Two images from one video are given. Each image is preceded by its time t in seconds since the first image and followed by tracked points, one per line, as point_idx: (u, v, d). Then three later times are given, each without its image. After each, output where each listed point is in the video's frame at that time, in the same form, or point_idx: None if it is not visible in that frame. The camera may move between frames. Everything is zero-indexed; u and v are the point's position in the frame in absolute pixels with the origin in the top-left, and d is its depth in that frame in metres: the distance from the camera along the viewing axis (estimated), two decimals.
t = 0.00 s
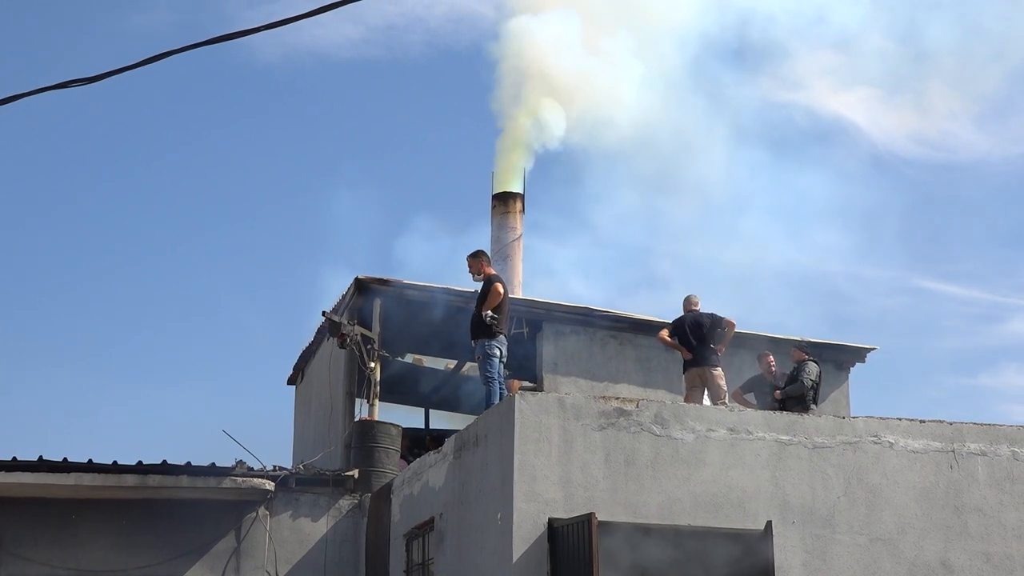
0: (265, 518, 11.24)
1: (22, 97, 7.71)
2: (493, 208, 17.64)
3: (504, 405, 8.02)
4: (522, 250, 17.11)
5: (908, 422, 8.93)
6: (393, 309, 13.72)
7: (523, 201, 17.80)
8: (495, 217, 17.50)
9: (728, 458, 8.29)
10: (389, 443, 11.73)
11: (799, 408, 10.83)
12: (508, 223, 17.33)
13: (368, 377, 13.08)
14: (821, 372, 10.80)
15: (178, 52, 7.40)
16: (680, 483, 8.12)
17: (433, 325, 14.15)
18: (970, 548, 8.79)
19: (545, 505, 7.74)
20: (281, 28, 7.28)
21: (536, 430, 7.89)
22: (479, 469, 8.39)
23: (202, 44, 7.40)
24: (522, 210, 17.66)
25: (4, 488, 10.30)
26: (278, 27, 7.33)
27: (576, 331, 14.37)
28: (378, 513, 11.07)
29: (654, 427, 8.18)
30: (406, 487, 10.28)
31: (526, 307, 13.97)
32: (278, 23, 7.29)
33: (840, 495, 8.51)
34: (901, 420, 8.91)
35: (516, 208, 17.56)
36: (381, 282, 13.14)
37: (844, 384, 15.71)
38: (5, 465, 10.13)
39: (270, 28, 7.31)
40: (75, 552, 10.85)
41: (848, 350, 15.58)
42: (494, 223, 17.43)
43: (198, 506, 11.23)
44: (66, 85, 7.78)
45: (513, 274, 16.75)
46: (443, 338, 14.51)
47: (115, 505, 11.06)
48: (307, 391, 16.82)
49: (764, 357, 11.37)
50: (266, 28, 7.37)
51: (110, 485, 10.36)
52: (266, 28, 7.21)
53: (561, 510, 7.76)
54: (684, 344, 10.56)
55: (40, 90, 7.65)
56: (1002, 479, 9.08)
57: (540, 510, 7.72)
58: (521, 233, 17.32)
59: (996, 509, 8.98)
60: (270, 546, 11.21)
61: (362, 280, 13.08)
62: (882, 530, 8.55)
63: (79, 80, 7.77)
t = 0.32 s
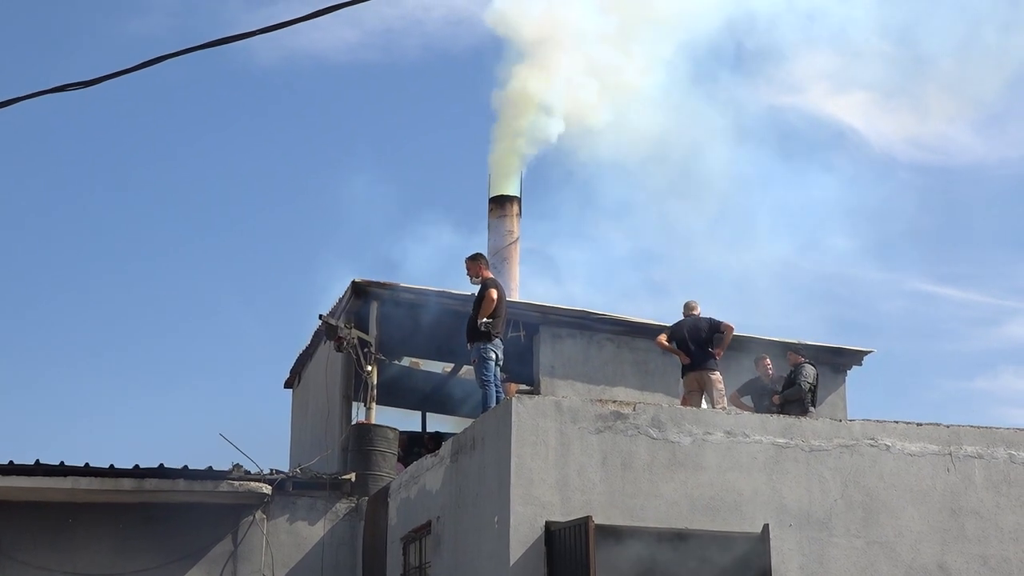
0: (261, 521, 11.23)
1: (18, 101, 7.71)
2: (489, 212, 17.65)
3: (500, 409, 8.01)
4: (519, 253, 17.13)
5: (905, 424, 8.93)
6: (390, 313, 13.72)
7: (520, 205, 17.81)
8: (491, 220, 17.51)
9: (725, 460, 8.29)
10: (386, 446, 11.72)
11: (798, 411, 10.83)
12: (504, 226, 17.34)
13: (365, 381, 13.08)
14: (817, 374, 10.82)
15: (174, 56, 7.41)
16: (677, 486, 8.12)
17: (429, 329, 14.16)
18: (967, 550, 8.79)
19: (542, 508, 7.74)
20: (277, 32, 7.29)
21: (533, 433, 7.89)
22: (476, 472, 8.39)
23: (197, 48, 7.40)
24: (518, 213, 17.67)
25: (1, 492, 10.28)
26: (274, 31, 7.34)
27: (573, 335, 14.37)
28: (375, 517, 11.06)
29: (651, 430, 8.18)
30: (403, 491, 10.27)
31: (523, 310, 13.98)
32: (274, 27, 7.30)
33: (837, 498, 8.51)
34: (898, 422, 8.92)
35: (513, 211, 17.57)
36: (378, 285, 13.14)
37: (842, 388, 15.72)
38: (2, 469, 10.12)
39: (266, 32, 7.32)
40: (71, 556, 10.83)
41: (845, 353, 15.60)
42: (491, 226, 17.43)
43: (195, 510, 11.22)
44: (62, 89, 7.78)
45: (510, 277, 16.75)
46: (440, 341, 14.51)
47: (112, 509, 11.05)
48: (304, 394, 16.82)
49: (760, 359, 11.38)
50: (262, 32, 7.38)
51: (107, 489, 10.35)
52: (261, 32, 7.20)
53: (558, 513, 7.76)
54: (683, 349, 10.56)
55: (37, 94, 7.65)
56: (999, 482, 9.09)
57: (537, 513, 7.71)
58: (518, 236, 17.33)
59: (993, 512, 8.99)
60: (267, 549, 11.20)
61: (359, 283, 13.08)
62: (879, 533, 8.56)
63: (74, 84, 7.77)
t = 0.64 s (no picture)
0: (259, 527, 11.22)
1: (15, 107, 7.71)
2: (486, 217, 17.66)
3: (497, 414, 8.01)
4: (516, 258, 17.13)
5: (902, 430, 8.94)
6: (387, 318, 13.72)
7: (517, 210, 17.83)
8: (488, 225, 17.52)
9: (723, 466, 8.29)
10: (383, 451, 11.73)
11: (797, 417, 10.86)
12: (501, 231, 17.35)
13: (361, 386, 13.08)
14: (815, 379, 10.84)
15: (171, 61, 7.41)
16: (674, 491, 8.12)
17: (426, 334, 14.16)
18: (964, 555, 8.80)
19: (539, 513, 7.73)
20: (273, 37, 7.30)
21: (531, 439, 7.89)
22: (473, 478, 8.39)
23: (192, 54, 7.41)
24: (515, 219, 17.68)
25: None
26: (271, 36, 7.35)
27: (570, 340, 14.37)
28: (372, 523, 11.05)
29: (648, 435, 8.18)
30: (401, 497, 10.26)
31: (521, 315, 13.99)
32: (270, 33, 7.32)
33: (834, 503, 8.51)
34: (895, 428, 8.92)
35: (510, 216, 17.59)
36: (375, 291, 13.15)
37: (839, 393, 15.72)
38: None
39: (263, 38, 7.34)
40: (68, 562, 10.82)
41: (842, 358, 15.61)
42: (488, 231, 17.44)
43: (191, 515, 11.21)
44: (58, 95, 7.79)
45: (507, 283, 16.76)
46: (437, 346, 14.51)
47: (109, 515, 11.03)
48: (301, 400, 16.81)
49: (757, 364, 11.40)
50: (259, 38, 7.39)
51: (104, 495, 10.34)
52: (255, 38, 7.21)
53: (555, 519, 7.76)
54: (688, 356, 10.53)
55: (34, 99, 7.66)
56: (996, 486, 9.09)
57: (534, 519, 7.71)
58: (514, 242, 17.34)
59: (990, 517, 8.99)
60: (264, 555, 11.18)
61: (356, 289, 13.09)
62: (876, 539, 8.55)
63: (71, 90, 7.77)
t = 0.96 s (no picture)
0: (257, 533, 11.20)
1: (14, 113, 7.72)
2: (483, 223, 17.66)
3: (496, 420, 8.01)
4: (514, 264, 17.14)
5: (901, 435, 8.94)
6: (386, 324, 13.71)
7: (515, 215, 17.84)
8: (486, 231, 17.52)
9: (721, 471, 8.29)
10: (381, 457, 11.73)
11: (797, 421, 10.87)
12: (499, 237, 17.35)
13: (360, 392, 13.07)
14: (814, 384, 10.85)
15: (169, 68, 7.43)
16: (674, 496, 8.11)
17: (424, 340, 14.16)
18: (962, 560, 8.80)
19: (537, 519, 7.73)
20: (272, 43, 7.32)
21: (529, 444, 7.89)
22: (472, 483, 8.38)
23: (191, 60, 7.43)
24: (513, 224, 17.69)
25: None
26: (269, 42, 7.37)
27: (568, 346, 14.37)
28: (371, 528, 11.03)
29: (646, 440, 8.18)
30: (399, 502, 10.25)
31: (518, 321, 14.00)
32: (269, 39, 7.34)
33: (833, 509, 8.51)
34: (893, 433, 8.93)
35: (508, 222, 17.60)
36: (373, 296, 13.15)
37: (838, 398, 15.73)
38: None
39: (261, 43, 7.36)
40: (66, 568, 10.80)
41: (841, 363, 15.62)
42: (486, 237, 17.44)
43: (189, 521, 11.20)
44: (57, 101, 7.80)
45: (505, 289, 16.76)
46: (435, 352, 14.51)
47: (107, 522, 11.01)
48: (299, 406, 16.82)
49: (756, 370, 11.40)
50: (258, 45, 7.41)
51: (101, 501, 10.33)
52: (255, 44, 7.25)
53: (553, 524, 7.75)
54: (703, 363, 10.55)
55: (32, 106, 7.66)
56: (994, 492, 9.09)
57: (533, 524, 7.70)
58: (512, 247, 17.34)
59: (989, 522, 8.99)
60: (262, 562, 11.16)
61: (354, 295, 13.10)
62: (875, 544, 8.55)
63: (70, 96, 7.78)
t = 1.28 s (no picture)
0: (258, 536, 11.20)
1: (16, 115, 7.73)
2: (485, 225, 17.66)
3: (497, 422, 8.01)
4: (514, 266, 17.15)
5: (902, 438, 8.94)
6: (387, 326, 13.72)
7: (516, 218, 17.85)
8: (487, 234, 17.53)
9: (722, 474, 8.29)
10: (382, 460, 11.76)
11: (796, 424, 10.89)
12: (500, 240, 17.37)
13: (361, 395, 13.08)
14: (814, 388, 10.85)
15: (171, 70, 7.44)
16: (675, 499, 8.11)
17: (425, 342, 14.15)
18: (963, 564, 8.79)
19: (538, 521, 7.73)
20: (274, 45, 7.33)
21: (530, 447, 7.89)
22: (473, 486, 8.38)
23: (193, 63, 7.44)
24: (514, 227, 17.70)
25: None
26: (271, 45, 7.38)
27: (570, 348, 14.38)
28: (373, 530, 11.01)
29: (647, 443, 8.18)
30: (400, 505, 10.24)
31: (519, 323, 14.02)
32: (271, 42, 7.36)
33: (834, 512, 8.51)
34: (894, 436, 8.92)
35: (510, 225, 17.61)
36: (374, 299, 13.15)
37: (838, 401, 15.73)
38: None
39: (263, 46, 7.37)
40: (67, 570, 10.80)
41: (842, 366, 15.61)
42: (487, 240, 17.45)
43: (190, 524, 11.20)
44: (60, 103, 7.81)
45: (506, 291, 16.77)
46: (435, 354, 14.52)
47: (107, 524, 11.01)
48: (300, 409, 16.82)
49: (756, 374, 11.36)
50: (259, 47, 7.42)
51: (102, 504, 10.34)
52: (256, 47, 7.27)
53: (554, 527, 7.75)
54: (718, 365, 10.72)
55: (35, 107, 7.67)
56: (995, 495, 9.08)
57: (534, 527, 7.70)
58: (514, 250, 17.36)
59: (989, 525, 8.99)
60: (263, 564, 11.16)
61: (355, 297, 13.12)
62: (876, 547, 8.55)
63: (72, 98, 7.79)
